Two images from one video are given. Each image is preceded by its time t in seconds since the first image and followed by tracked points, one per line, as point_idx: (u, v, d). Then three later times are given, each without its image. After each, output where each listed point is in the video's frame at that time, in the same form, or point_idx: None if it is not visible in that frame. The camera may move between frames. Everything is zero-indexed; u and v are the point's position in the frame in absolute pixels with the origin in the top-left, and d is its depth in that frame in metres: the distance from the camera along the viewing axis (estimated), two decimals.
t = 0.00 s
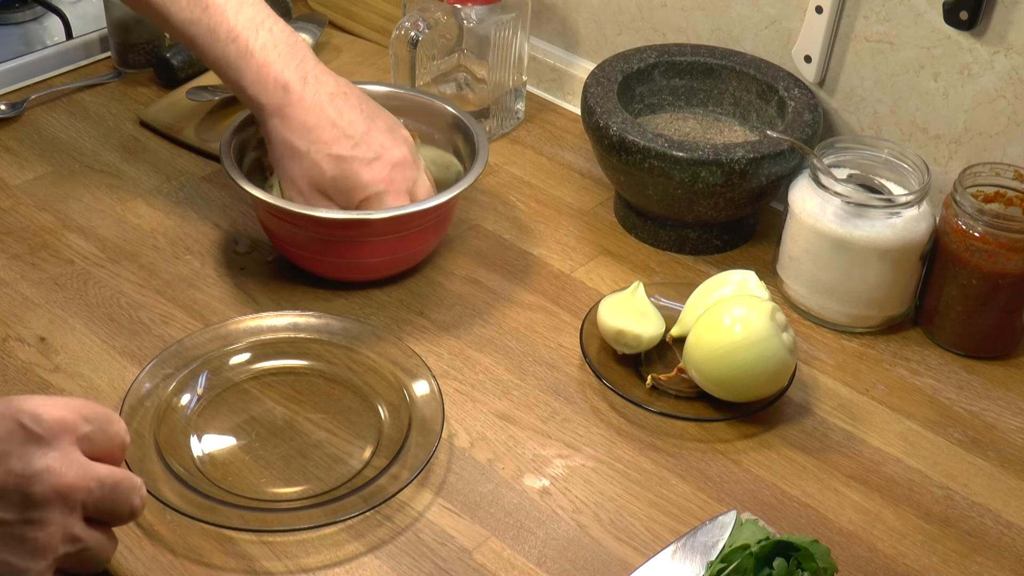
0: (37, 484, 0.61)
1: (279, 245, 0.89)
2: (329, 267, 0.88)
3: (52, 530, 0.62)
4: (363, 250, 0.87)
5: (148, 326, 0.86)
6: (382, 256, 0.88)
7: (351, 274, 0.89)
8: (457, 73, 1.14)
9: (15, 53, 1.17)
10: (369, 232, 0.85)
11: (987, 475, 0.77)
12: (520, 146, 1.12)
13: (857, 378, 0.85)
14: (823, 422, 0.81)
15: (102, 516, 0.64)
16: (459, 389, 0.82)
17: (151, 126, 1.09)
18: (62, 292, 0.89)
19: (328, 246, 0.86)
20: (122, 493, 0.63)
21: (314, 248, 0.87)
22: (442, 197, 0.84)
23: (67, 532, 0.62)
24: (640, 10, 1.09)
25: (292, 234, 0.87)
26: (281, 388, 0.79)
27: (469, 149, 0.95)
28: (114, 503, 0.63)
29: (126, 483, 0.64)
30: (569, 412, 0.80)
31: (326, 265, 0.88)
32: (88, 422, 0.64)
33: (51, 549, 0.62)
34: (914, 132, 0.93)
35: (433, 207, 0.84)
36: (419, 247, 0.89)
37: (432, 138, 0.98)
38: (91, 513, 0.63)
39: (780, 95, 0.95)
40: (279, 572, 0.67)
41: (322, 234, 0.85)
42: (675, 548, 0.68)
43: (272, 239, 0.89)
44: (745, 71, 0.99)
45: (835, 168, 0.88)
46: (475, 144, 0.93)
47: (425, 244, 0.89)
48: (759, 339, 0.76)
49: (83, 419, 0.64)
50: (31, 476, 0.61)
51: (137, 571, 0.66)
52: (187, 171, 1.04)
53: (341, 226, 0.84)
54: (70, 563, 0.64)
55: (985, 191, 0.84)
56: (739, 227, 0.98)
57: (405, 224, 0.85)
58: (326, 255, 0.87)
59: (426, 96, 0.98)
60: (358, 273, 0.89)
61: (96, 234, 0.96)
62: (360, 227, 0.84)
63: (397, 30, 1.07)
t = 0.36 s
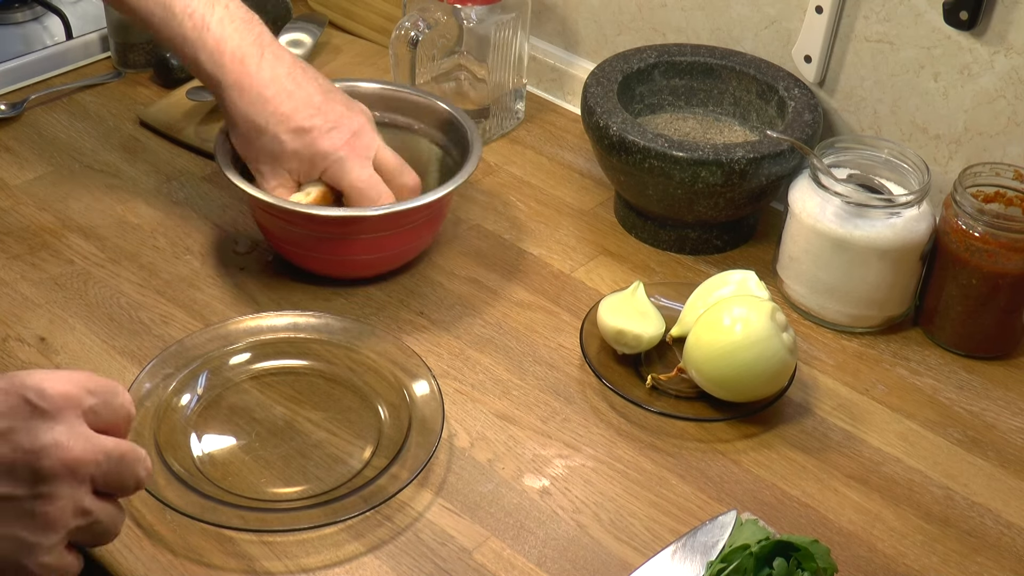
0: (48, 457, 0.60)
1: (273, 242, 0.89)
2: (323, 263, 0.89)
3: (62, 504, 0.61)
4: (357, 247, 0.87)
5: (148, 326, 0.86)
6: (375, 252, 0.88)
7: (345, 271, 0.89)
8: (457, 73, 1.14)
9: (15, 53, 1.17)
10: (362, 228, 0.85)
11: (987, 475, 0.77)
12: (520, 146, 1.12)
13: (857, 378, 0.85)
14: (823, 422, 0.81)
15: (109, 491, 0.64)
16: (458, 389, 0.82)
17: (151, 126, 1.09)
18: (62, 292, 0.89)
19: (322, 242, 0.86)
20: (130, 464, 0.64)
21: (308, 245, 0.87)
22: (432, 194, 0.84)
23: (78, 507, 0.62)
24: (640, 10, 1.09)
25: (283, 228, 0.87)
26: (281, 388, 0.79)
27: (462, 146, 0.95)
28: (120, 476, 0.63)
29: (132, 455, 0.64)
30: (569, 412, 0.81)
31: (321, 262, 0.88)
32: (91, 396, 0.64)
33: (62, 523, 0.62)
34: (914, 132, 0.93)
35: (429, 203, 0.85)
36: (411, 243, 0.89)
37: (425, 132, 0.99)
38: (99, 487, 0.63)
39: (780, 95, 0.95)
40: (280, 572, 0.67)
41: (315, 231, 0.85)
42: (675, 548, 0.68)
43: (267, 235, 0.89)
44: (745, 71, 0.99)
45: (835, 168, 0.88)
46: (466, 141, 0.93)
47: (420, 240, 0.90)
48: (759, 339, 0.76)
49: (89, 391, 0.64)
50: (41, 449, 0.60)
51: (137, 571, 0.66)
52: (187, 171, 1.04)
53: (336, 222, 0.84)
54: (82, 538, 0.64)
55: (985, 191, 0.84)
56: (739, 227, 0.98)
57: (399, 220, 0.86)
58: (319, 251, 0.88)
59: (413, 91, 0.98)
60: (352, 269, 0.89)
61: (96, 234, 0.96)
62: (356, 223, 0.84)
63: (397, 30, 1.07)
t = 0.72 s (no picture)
0: (121, 423, 0.61)
1: (244, 259, 0.88)
2: (299, 280, 0.87)
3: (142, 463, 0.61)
4: (336, 262, 0.86)
5: (148, 326, 0.86)
6: (357, 266, 0.87)
7: (324, 286, 0.88)
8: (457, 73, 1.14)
9: (15, 53, 1.17)
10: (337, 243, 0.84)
11: (987, 475, 0.77)
12: (520, 146, 1.12)
13: (857, 378, 0.85)
14: (823, 422, 0.81)
15: (186, 457, 0.64)
16: (459, 389, 0.82)
17: (151, 126, 1.09)
18: (62, 292, 0.89)
19: (297, 258, 0.85)
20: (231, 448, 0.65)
21: (281, 261, 0.85)
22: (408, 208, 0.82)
23: (154, 468, 0.62)
24: (640, 10, 1.09)
25: (254, 247, 0.85)
26: (280, 389, 0.79)
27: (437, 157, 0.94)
28: (197, 442, 0.63)
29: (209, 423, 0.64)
30: (569, 412, 0.81)
31: (295, 278, 0.87)
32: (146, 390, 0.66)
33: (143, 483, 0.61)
34: (914, 132, 0.93)
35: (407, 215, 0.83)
36: (394, 254, 0.88)
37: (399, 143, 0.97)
38: (175, 453, 0.63)
39: (780, 95, 0.95)
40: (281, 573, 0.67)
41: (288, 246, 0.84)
42: (675, 548, 0.68)
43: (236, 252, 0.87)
44: (745, 71, 0.99)
45: (836, 168, 0.88)
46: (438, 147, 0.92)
47: (400, 251, 0.89)
48: (759, 339, 0.76)
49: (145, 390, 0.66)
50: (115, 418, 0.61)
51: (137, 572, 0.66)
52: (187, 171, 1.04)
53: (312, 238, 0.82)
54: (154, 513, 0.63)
55: (985, 191, 0.84)
56: (739, 227, 0.98)
57: (379, 233, 0.85)
58: (294, 269, 0.86)
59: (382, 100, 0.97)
60: (330, 284, 0.88)
61: (96, 234, 0.96)
62: (332, 238, 0.83)
63: (397, 30, 1.07)
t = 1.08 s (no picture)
0: None
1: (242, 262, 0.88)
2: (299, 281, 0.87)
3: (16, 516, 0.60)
4: (336, 261, 0.86)
5: (148, 326, 0.86)
6: (356, 265, 0.87)
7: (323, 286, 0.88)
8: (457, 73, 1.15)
9: (15, 53, 1.17)
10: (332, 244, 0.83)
11: (987, 475, 0.77)
12: (520, 146, 1.12)
13: (857, 378, 0.85)
14: (823, 422, 0.81)
15: (73, 497, 0.61)
16: (459, 389, 0.82)
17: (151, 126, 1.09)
18: (62, 292, 0.89)
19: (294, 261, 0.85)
20: (125, 493, 0.62)
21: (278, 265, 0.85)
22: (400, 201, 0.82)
23: (27, 519, 0.60)
24: (640, 10, 1.09)
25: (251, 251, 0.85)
26: (279, 390, 0.79)
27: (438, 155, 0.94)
28: (85, 487, 0.61)
29: (99, 467, 0.61)
30: (569, 412, 0.80)
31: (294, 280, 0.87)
32: (48, 417, 0.63)
33: (15, 535, 0.60)
34: (914, 132, 0.93)
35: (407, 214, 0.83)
36: (394, 253, 0.88)
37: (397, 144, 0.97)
38: (59, 495, 0.61)
39: (780, 95, 0.95)
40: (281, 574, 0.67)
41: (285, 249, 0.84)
42: (675, 548, 0.68)
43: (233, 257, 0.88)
44: (745, 71, 0.99)
45: (836, 168, 0.88)
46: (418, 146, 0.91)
47: (400, 250, 0.89)
48: (759, 339, 0.76)
49: (45, 413, 0.63)
50: None
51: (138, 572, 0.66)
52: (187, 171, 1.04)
53: (311, 237, 0.82)
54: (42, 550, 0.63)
55: (985, 191, 0.84)
56: (739, 227, 0.98)
57: (378, 233, 0.85)
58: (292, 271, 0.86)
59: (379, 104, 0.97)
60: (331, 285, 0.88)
61: (96, 233, 0.96)
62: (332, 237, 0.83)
63: (397, 30, 1.07)
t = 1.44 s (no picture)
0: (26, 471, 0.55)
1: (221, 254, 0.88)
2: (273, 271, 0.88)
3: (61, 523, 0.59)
4: (333, 260, 0.87)
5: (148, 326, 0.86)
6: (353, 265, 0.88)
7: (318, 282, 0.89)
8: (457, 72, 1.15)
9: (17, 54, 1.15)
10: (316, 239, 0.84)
11: (987, 475, 0.77)
12: (520, 146, 1.12)
13: (857, 378, 0.85)
14: (823, 422, 0.81)
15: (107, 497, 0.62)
16: (459, 389, 0.82)
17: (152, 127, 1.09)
18: (62, 292, 0.89)
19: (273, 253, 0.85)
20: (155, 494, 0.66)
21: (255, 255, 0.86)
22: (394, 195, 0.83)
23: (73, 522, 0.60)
24: (640, 10, 1.09)
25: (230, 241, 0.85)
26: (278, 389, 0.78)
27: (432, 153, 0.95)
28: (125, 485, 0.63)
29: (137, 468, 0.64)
30: (569, 412, 0.81)
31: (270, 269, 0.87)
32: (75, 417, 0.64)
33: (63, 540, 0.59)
34: (914, 132, 0.93)
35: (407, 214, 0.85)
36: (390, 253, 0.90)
37: (389, 141, 0.97)
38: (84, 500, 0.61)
39: (780, 95, 0.95)
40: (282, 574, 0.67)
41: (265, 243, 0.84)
42: (675, 548, 0.68)
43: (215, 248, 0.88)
44: (745, 71, 0.99)
45: (836, 168, 0.88)
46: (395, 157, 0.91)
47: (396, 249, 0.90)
48: (759, 339, 0.76)
49: (70, 412, 0.64)
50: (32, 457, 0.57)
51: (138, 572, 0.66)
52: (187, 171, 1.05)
53: (310, 238, 0.83)
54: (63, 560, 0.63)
55: (985, 191, 0.84)
56: (739, 227, 0.98)
57: (377, 233, 0.86)
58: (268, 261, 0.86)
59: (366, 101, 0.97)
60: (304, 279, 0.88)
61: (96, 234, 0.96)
62: (328, 237, 0.84)
63: (397, 30, 1.08)
